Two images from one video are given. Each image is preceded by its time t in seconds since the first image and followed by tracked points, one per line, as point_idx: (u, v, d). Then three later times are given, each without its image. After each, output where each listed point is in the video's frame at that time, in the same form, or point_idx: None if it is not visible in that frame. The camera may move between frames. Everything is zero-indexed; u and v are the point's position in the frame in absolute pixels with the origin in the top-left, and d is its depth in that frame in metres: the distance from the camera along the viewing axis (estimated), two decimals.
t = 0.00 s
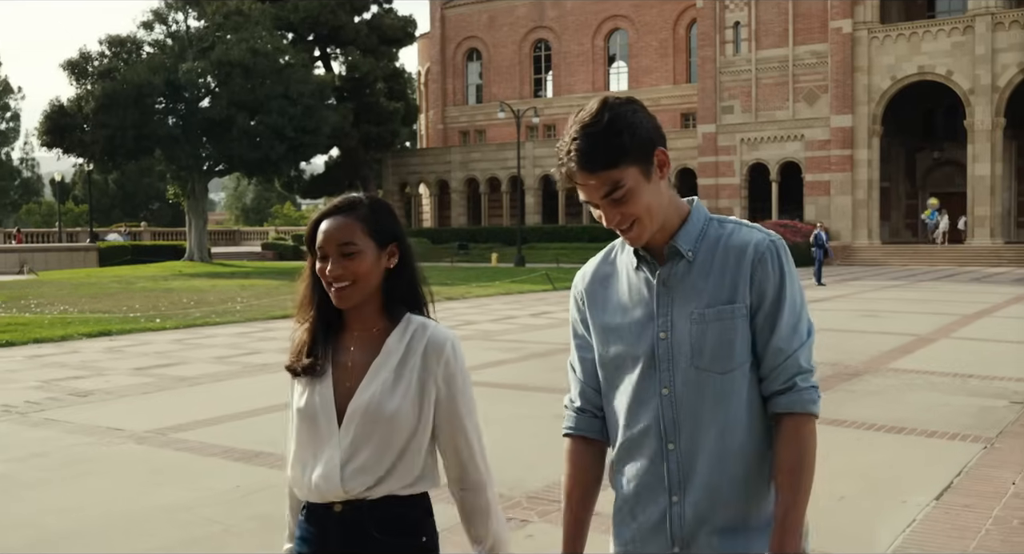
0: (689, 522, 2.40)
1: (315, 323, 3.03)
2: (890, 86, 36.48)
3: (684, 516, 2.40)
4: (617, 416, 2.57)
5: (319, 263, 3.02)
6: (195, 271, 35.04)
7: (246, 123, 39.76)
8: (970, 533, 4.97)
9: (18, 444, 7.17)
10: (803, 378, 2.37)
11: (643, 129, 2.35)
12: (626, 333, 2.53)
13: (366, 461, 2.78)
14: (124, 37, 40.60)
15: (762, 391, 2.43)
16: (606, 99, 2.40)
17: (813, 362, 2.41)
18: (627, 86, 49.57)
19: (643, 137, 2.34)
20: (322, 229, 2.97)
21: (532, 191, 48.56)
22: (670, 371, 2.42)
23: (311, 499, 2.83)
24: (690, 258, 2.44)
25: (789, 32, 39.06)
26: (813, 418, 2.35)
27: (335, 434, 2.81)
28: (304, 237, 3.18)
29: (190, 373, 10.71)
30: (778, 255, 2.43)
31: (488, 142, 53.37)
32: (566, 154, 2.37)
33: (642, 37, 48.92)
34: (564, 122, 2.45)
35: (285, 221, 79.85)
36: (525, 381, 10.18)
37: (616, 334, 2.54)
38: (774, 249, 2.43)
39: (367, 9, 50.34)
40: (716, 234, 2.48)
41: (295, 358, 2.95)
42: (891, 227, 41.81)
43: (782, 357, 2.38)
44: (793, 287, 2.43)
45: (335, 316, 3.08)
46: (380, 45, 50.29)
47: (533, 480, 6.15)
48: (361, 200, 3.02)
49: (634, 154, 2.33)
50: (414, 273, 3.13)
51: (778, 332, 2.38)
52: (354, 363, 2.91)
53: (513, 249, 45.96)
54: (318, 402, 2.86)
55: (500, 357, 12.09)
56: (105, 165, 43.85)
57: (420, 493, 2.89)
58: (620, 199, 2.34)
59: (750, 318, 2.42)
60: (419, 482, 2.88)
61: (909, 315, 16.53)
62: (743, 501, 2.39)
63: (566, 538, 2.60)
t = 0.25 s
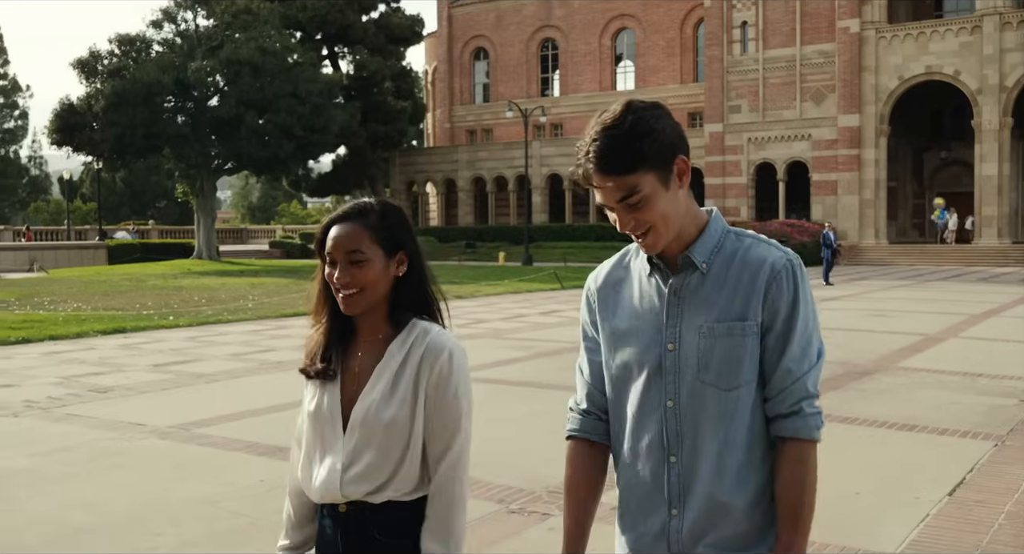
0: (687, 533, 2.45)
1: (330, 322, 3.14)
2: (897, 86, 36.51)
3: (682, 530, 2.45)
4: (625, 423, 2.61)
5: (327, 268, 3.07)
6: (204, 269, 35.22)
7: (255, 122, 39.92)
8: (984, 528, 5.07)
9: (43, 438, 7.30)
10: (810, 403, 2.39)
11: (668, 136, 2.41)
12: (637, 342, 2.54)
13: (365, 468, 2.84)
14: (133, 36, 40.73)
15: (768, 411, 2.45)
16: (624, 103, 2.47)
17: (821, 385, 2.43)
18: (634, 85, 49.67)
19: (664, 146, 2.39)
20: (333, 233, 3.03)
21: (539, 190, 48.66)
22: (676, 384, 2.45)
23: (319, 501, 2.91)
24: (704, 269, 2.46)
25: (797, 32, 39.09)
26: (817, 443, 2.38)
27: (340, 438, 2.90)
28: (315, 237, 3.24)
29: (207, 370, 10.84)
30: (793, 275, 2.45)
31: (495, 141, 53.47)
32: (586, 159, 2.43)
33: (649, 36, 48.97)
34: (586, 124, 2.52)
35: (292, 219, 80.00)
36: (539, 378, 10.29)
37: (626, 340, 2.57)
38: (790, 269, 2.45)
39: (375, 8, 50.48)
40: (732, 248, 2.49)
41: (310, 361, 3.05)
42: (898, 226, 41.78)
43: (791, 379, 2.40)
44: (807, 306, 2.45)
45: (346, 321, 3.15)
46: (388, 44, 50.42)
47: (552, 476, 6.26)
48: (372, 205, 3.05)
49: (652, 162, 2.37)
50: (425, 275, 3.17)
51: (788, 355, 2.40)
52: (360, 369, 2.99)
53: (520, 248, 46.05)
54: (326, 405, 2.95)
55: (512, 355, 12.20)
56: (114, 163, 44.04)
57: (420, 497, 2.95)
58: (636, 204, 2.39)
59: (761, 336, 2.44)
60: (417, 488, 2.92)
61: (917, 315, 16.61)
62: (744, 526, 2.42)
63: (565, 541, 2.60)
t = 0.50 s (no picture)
0: (668, 542, 2.44)
1: (335, 333, 3.16)
2: (904, 91, 36.59)
3: (662, 537, 2.45)
4: (619, 421, 2.62)
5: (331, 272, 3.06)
6: (213, 272, 35.39)
7: (264, 125, 40.13)
8: (995, 526, 5.17)
9: (66, 436, 7.43)
10: (817, 423, 2.37)
11: (676, 139, 2.38)
12: (633, 337, 2.56)
13: (349, 483, 2.81)
14: (144, 39, 40.90)
15: (770, 429, 2.43)
16: (639, 99, 2.45)
17: (828, 407, 2.42)
18: (641, 89, 49.82)
19: (668, 144, 2.37)
20: (342, 238, 3.01)
21: (546, 193, 48.79)
22: (667, 389, 2.44)
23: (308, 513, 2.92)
24: (708, 274, 2.43)
25: (804, 36, 39.15)
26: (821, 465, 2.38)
27: (324, 451, 2.88)
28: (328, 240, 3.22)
29: (223, 371, 10.98)
30: (802, 293, 2.40)
31: (502, 145, 53.60)
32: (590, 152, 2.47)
33: (656, 40, 49.07)
34: (595, 122, 2.51)
35: (299, 222, 80.18)
36: (551, 380, 10.41)
37: (624, 333, 2.60)
38: (798, 285, 2.39)
39: (383, 11, 50.69)
40: (742, 256, 2.45)
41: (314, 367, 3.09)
42: (905, 231, 41.76)
43: (799, 400, 2.37)
44: (814, 323, 2.41)
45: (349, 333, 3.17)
46: (396, 48, 50.62)
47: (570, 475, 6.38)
48: (384, 217, 3.04)
49: (652, 163, 2.37)
50: (429, 288, 3.10)
51: (794, 374, 2.37)
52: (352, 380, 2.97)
53: (527, 251, 46.19)
54: (320, 413, 2.97)
55: (523, 357, 12.32)
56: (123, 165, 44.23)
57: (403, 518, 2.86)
58: (629, 205, 2.41)
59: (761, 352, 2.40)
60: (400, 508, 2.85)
61: (925, 318, 16.70)
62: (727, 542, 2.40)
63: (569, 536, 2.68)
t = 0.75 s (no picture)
0: (659, 545, 2.33)
1: (330, 326, 3.01)
2: (910, 96, 36.68)
3: (654, 541, 2.34)
4: (623, 417, 2.54)
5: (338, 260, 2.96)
6: (220, 275, 35.55)
7: (271, 129, 40.32)
8: (1005, 526, 5.25)
9: (86, 436, 7.53)
10: (811, 429, 2.19)
11: (691, 132, 2.30)
12: (636, 335, 2.48)
13: (339, 478, 2.70)
14: (151, 43, 41.08)
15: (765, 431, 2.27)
16: (658, 91, 2.35)
17: (828, 412, 2.23)
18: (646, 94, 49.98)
19: (681, 134, 2.29)
20: (354, 224, 2.91)
21: (552, 197, 48.91)
22: (663, 387, 2.35)
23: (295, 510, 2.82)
24: (710, 274, 2.35)
25: (810, 42, 39.26)
26: (816, 473, 2.17)
27: (312, 447, 2.76)
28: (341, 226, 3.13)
29: (237, 373, 11.09)
30: (800, 294, 2.24)
31: (507, 149, 53.73)
32: (598, 138, 2.40)
33: (661, 45, 49.21)
34: (607, 110, 2.43)
35: (304, 225, 80.37)
36: (562, 382, 10.50)
37: (628, 327, 2.53)
38: (798, 285, 2.24)
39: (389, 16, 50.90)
40: (746, 255, 2.35)
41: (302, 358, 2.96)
42: (910, 235, 41.67)
43: (792, 402, 2.20)
44: (814, 322, 2.24)
45: (343, 324, 3.03)
46: (403, 52, 50.82)
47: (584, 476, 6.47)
48: (405, 211, 2.94)
49: (657, 158, 2.29)
50: (434, 288, 2.99)
51: (786, 376, 2.20)
52: (342, 376, 2.86)
53: (533, 255, 46.32)
54: (306, 408, 2.84)
55: (533, 359, 12.41)
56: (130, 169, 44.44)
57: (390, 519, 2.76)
58: (630, 196, 2.35)
59: (757, 352, 2.25)
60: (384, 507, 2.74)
61: (931, 322, 16.77)
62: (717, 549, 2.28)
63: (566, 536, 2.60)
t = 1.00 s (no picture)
0: (684, 546, 2.35)
1: (345, 329, 2.95)
2: (913, 102, 36.79)
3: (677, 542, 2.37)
4: (639, 422, 2.57)
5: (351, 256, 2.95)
6: (226, 277, 35.71)
7: (277, 132, 40.48)
8: (1014, 524, 5.37)
9: (108, 433, 7.68)
10: (813, 419, 2.21)
11: (697, 130, 2.37)
12: (652, 342, 2.52)
13: (363, 477, 2.65)
14: (158, 47, 41.27)
15: (770, 426, 2.29)
16: (663, 92, 2.42)
17: (833, 403, 2.25)
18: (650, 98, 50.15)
19: (686, 133, 2.36)
20: (372, 220, 2.89)
21: (556, 202, 49.03)
22: (682, 388, 2.38)
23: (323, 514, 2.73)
24: (717, 272, 2.40)
25: (814, 47, 39.38)
26: (820, 464, 2.20)
27: (337, 450, 2.69)
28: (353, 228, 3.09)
29: (250, 373, 11.23)
30: (805, 285, 2.27)
31: (511, 153, 53.85)
32: (604, 139, 2.47)
33: (665, 50, 49.35)
34: (614, 112, 2.50)
35: (308, 228, 80.52)
36: (573, 384, 10.63)
37: (643, 337, 2.56)
38: (804, 276, 2.28)
39: (394, 20, 51.10)
40: (752, 252, 2.39)
41: (316, 370, 2.89)
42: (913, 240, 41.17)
43: (795, 394, 2.22)
44: (822, 314, 2.26)
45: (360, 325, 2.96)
46: (407, 56, 51.00)
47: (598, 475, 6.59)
48: (416, 212, 2.95)
49: (664, 157, 2.36)
50: (447, 288, 2.95)
51: (791, 367, 2.23)
52: (363, 374, 2.79)
53: (537, 259, 46.42)
54: (326, 411, 2.76)
55: (542, 362, 12.55)
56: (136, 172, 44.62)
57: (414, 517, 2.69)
58: (637, 193, 2.41)
59: (766, 345, 2.29)
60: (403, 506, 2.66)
61: (937, 328, 16.88)
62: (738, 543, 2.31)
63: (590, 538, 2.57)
